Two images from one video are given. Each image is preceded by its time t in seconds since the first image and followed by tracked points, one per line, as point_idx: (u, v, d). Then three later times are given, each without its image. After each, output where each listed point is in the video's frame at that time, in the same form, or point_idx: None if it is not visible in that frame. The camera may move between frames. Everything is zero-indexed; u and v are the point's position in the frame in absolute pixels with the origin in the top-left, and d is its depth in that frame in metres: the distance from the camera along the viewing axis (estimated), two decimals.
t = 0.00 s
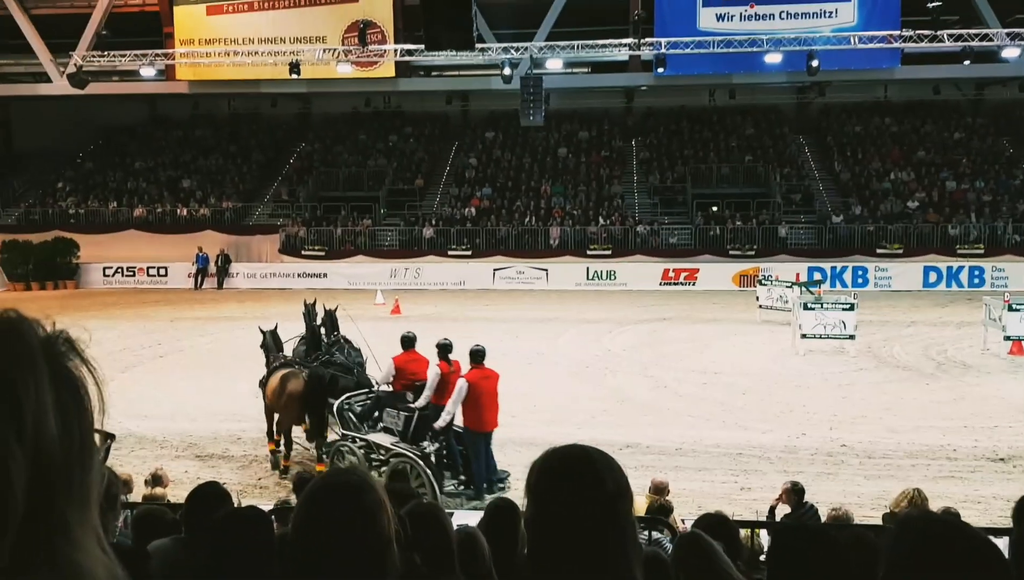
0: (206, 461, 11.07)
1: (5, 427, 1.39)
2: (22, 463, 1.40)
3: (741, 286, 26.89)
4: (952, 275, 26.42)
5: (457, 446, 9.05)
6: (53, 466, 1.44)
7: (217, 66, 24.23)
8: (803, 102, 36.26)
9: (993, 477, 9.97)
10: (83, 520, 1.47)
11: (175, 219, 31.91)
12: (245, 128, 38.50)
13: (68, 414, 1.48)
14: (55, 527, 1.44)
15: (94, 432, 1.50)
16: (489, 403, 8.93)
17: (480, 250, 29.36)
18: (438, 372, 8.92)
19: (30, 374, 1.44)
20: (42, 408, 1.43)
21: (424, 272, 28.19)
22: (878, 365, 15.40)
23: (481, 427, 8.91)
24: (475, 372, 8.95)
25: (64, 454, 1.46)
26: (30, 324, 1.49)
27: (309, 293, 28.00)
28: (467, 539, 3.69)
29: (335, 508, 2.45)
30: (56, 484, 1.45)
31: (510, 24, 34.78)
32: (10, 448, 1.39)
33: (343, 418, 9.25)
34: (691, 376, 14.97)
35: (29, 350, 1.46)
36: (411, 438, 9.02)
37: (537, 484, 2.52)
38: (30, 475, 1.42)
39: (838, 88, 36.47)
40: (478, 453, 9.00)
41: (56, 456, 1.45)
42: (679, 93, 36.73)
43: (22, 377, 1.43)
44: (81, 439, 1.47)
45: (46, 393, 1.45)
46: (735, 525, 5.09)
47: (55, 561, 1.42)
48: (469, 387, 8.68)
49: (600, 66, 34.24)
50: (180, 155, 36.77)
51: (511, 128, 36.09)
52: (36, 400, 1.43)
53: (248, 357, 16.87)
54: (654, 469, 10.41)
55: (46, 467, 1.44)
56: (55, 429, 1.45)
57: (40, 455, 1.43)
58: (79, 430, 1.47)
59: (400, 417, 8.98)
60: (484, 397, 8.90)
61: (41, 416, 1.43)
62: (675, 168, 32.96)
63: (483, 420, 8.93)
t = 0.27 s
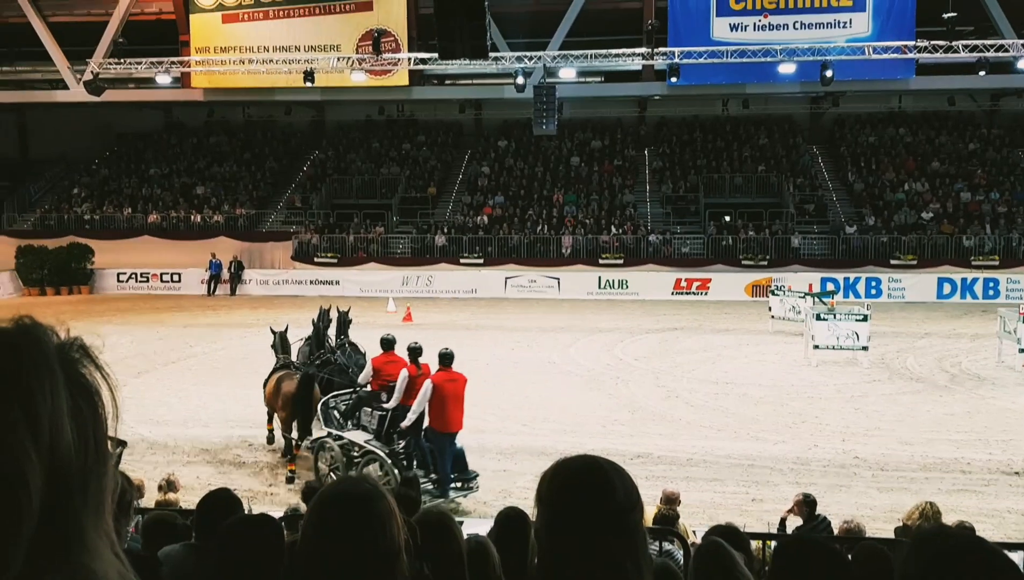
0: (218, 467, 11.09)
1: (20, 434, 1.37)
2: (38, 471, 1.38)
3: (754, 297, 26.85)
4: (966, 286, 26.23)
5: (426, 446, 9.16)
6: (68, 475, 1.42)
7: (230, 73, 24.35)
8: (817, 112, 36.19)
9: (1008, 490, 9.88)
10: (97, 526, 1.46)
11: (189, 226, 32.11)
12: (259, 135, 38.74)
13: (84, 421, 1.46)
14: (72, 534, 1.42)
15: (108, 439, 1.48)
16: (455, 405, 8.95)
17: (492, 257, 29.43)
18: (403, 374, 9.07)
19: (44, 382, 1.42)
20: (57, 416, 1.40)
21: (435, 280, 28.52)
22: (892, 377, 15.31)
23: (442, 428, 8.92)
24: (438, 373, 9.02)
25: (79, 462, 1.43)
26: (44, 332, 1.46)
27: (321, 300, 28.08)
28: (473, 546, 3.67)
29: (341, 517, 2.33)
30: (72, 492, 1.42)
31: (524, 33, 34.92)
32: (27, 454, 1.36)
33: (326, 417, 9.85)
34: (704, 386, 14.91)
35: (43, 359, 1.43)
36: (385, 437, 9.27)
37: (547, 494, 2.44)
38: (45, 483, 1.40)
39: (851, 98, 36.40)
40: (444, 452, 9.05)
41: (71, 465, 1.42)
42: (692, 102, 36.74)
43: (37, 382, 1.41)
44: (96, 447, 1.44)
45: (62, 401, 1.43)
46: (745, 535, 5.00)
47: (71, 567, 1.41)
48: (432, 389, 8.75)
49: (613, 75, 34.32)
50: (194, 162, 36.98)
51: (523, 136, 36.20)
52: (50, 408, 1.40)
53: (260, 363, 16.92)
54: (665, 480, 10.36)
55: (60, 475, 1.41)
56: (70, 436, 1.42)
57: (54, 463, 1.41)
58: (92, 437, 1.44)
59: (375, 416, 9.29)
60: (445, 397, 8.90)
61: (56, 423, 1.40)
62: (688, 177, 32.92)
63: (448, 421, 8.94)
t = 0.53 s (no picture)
0: (226, 469, 11.11)
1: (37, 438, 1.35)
2: (56, 476, 1.37)
3: (763, 302, 26.79)
4: (977, 292, 26.16)
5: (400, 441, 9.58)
6: (85, 478, 1.41)
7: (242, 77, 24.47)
8: (827, 117, 36.16)
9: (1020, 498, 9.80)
10: (112, 531, 1.45)
11: (200, 228, 32.27)
12: (270, 138, 38.91)
13: (100, 425, 1.44)
14: (88, 538, 1.41)
15: (124, 443, 1.47)
16: (424, 402, 9.34)
17: (501, 262, 29.44)
18: (378, 372, 9.56)
19: (62, 387, 1.40)
20: (75, 421, 1.39)
21: (444, 283, 28.62)
22: (902, 383, 15.23)
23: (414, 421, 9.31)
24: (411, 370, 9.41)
25: (95, 467, 1.42)
26: (60, 337, 1.46)
27: (330, 303, 28.16)
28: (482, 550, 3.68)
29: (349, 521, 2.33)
30: (90, 495, 1.41)
31: (533, 37, 35.03)
32: (43, 457, 1.35)
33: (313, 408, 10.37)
34: (713, 391, 14.87)
35: (60, 364, 1.42)
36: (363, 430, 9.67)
37: (557, 501, 2.43)
38: (62, 487, 1.39)
39: (862, 103, 36.30)
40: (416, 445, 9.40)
41: (87, 468, 1.41)
42: (701, 107, 36.71)
43: (54, 387, 1.40)
44: (111, 452, 1.43)
45: (79, 405, 1.41)
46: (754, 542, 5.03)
47: (87, 572, 1.40)
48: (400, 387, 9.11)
49: (622, 80, 34.32)
50: (205, 165, 37.13)
51: (532, 140, 36.21)
52: (68, 413, 1.39)
53: (269, 366, 16.97)
54: (673, 485, 10.33)
55: (77, 480, 1.40)
56: (87, 440, 1.41)
57: (72, 468, 1.39)
58: (109, 441, 1.43)
59: (354, 410, 9.69)
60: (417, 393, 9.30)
61: (73, 427, 1.39)
62: (697, 182, 32.88)
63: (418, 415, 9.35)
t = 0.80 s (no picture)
0: (230, 469, 11.12)
1: (44, 439, 1.35)
2: (65, 475, 1.37)
3: (767, 302, 26.77)
4: (982, 292, 26.11)
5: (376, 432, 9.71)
6: (94, 479, 1.41)
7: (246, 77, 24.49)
8: (832, 116, 36.11)
9: None
10: (119, 533, 1.45)
11: (204, 228, 32.31)
12: (274, 138, 38.95)
13: (107, 426, 1.45)
14: (97, 538, 1.42)
15: (131, 443, 1.48)
16: (398, 394, 9.41)
17: (505, 262, 29.39)
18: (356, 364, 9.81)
19: (72, 387, 1.41)
20: (83, 421, 1.40)
21: (449, 283, 28.62)
22: (907, 384, 15.20)
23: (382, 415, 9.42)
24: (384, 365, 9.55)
25: (103, 467, 1.43)
26: (68, 337, 1.46)
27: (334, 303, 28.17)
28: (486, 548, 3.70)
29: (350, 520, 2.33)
30: (98, 496, 1.42)
31: (538, 37, 35.02)
32: (53, 456, 1.36)
33: (303, 399, 10.96)
34: (717, 391, 14.87)
35: (69, 365, 1.42)
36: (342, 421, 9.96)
37: (561, 501, 2.44)
38: (70, 488, 1.39)
39: (866, 102, 36.23)
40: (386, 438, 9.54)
41: (97, 469, 1.42)
42: (706, 107, 36.68)
43: (63, 387, 1.40)
44: (120, 451, 1.44)
45: (88, 405, 1.42)
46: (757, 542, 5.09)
47: (95, 572, 1.41)
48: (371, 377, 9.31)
49: (627, 80, 34.31)
50: (209, 165, 37.18)
51: (537, 140, 36.20)
52: (77, 414, 1.39)
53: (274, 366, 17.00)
54: (678, 485, 10.33)
55: (85, 480, 1.41)
56: (95, 440, 1.41)
57: (80, 468, 1.40)
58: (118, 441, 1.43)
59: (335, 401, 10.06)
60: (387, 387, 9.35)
61: (81, 429, 1.39)
62: (701, 182, 32.86)
63: (392, 408, 9.42)
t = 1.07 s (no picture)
0: (228, 470, 11.11)
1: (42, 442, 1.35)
2: (62, 476, 1.37)
3: (764, 303, 26.84)
4: (979, 294, 26.18)
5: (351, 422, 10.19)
6: (91, 480, 1.41)
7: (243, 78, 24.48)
8: (829, 118, 36.18)
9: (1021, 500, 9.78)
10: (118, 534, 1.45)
11: (201, 230, 32.31)
12: (271, 139, 38.94)
13: (104, 428, 1.44)
14: (94, 539, 1.41)
15: (129, 444, 1.48)
16: (370, 385, 9.85)
17: (503, 263, 29.41)
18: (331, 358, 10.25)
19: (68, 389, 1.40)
20: (79, 423, 1.39)
21: (446, 285, 28.65)
22: (904, 385, 15.22)
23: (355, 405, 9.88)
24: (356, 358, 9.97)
25: (99, 467, 1.42)
26: (66, 339, 1.45)
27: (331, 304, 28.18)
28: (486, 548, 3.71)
29: (346, 520, 2.32)
30: (95, 496, 1.41)
31: (535, 38, 35.04)
32: (50, 458, 1.35)
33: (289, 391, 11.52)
34: (714, 393, 14.88)
35: (65, 367, 1.41)
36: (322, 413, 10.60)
37: (559, 503, 2.43)
38: (67, 488, 1.39)
39: (863, 104, 36.30)
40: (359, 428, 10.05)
41: (93, 471, 1.41)
42: (703, 109, 36.74)
43: (61, 388, 1.40)
44: (117, 452, 1.43)
45: (84, 406, 1.41)
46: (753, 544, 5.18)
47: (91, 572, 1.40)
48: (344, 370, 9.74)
49: (624, 82, 34.35)
50: (206, 167, 37.15)
51: (534, 142, 36.23)
52: (73, 416, 1.39)
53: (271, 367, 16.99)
54: (675, 487, 10.34)
55: (82, 481, 1.41)
56: (92, 442, 1.41)
57: (77, 469, 1.40)
58: (115, 442, 1.43)
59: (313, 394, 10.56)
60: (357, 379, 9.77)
61: (78, 431, 1.39)
62: (698, 183, 32.90)
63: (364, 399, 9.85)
